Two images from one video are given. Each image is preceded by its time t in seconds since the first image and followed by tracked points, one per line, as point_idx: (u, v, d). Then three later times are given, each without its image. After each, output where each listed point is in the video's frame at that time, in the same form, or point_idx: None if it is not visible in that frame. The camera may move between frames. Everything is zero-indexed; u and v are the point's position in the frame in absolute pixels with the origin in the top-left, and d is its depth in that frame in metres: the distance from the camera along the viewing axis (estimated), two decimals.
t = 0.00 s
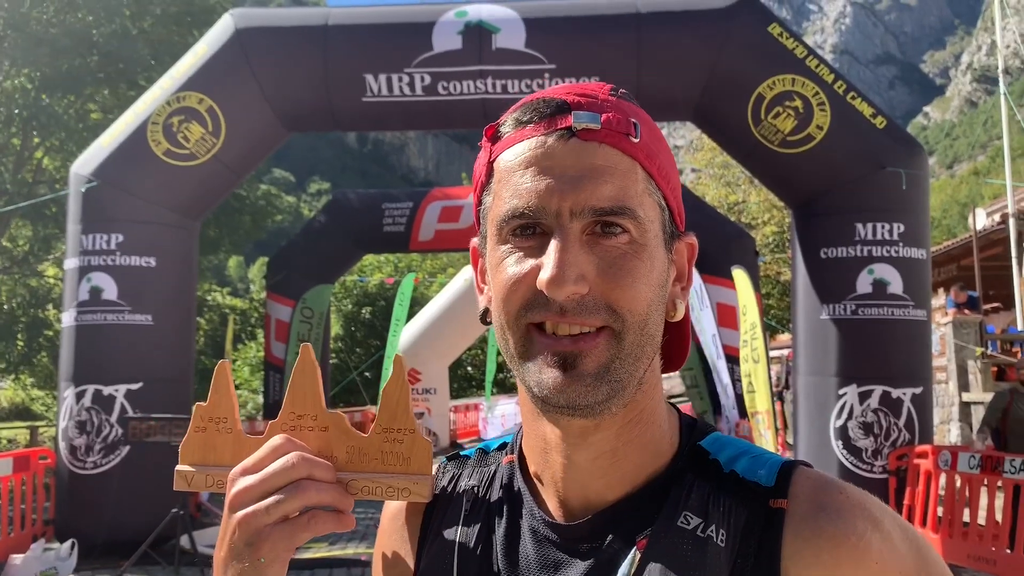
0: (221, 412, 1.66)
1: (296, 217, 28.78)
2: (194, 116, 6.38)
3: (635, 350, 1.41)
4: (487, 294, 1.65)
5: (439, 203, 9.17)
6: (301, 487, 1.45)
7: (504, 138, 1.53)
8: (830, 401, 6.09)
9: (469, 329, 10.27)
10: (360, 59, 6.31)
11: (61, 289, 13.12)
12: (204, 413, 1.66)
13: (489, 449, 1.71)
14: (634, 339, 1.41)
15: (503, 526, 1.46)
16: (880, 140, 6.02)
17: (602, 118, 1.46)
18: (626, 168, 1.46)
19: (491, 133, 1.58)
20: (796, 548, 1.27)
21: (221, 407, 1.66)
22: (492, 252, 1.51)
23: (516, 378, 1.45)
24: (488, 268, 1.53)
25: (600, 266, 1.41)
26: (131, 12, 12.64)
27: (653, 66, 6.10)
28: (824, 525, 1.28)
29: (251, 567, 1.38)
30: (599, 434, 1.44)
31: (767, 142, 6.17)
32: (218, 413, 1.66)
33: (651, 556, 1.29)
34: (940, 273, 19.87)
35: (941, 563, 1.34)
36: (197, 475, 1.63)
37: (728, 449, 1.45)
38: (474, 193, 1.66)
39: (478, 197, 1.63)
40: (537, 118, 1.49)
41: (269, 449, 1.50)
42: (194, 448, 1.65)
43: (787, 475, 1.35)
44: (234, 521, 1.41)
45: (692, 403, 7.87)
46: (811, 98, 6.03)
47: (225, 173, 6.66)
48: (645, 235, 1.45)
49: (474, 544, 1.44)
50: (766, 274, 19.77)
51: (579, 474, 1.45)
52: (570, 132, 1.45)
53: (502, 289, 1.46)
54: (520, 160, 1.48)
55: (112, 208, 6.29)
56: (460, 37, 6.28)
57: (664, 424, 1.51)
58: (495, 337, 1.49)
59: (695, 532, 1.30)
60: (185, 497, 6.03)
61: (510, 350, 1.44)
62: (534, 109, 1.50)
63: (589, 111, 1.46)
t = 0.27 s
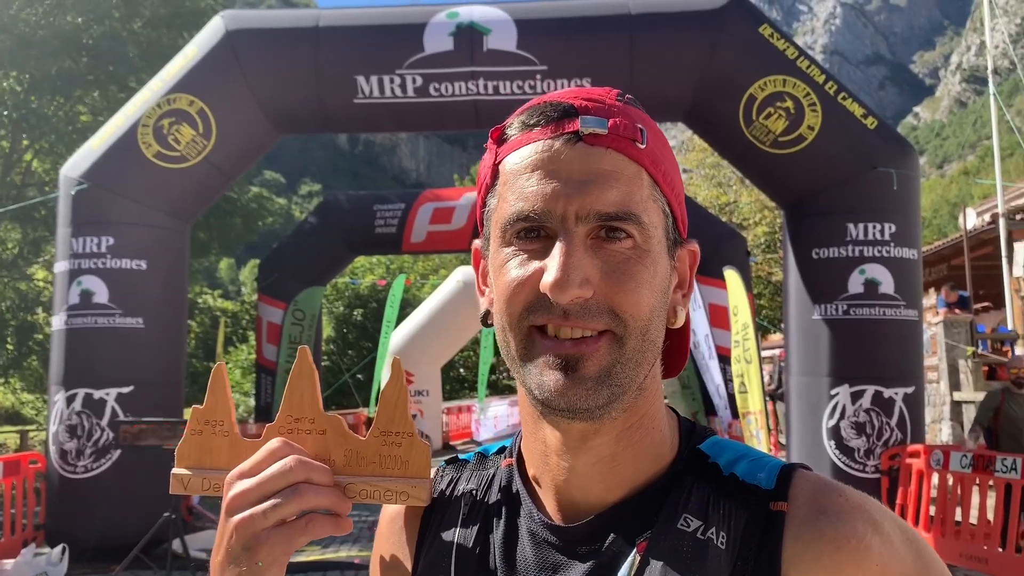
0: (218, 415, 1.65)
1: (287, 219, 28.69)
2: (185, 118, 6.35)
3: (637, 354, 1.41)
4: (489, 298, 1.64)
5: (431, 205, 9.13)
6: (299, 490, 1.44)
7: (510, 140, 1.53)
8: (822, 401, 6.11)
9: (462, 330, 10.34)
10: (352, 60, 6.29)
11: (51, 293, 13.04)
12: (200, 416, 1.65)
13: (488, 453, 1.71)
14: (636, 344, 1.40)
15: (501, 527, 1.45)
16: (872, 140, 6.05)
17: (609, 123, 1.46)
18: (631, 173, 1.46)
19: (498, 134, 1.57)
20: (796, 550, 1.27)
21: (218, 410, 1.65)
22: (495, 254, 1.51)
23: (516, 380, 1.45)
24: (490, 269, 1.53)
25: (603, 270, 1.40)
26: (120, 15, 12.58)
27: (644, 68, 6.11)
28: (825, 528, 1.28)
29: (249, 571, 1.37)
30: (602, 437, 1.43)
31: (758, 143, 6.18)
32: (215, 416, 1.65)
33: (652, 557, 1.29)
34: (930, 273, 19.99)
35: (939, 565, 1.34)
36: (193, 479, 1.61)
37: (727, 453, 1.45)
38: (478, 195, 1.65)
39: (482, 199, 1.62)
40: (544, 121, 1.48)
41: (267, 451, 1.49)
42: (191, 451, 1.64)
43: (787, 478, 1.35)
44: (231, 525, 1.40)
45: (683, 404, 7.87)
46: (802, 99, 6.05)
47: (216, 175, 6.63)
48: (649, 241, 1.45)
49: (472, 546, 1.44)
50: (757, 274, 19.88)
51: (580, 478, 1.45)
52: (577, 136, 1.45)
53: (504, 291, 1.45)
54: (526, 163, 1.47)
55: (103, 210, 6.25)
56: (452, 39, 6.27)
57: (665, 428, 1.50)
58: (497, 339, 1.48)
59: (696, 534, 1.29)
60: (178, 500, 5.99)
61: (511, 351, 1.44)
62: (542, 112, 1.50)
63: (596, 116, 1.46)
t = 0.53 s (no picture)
0: (206, 424, 1.64)
1: (277, 219, 28.60)
2: (174, 118, 6.32)
3: (636, 357, 1.42)
4: (486, 299, 1.65)
5: (421, 205, 9.12)
6: (290, 499, 1.44)
7: (510, 141, 1.53)
8: (812, 400, 6.14)
9: (450, 330, 10.34)
10: (342, 60, 6.27)
11: (39, 293, 12.96)
12: (189, 424, 1.65)
13: (482, 457, 1.71)
14: (635, 347, 1.41)
15: (496, 534, 1.46)
16: (861, 140, 6.08)
17: (610, 125, 1.46)
18: (632, 176, 1.46)
19: (497, 135, 1.57)
20: (793, 557, 1.28)
21: (207, 418, 1.65)
22: (494, 256, 1.51)
23: (515, 383, 1.45)
24: (489, 271, 1.53)
25: (603, 273, 1.41)
26: (109, 14, 12.52)
27: (634, 68, 6.12)
28: (822, 536, 1.29)
29: None
30: (600, 440, 1.43)
31: (748, 143, 6.20)
32: (203, 424, 1.65)
33: (648, 564, 1.30)
34: (919, 272, 20.13)
35: (933, 570, 1.36)
36: (183, 488, 1.62)
37: (723, 459, 1.46)
38: (476, 196, 1.66)
39: (481, 201, 1.62)
40: (544, 122, 1.49)
41: (258, 460, 1.49)
42: (180, 461, 1.64)
43: (783, 484, 1.36)
44: (223, 535, 1.40)
45: (675, 404, 7.88)
46: (791, 99, 6.07)
47: (206, 175, 6.60)
48: (649, 244, 1.46)
49: (466, 553, 1.45)
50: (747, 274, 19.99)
51: (578, 482, 1.45)
52: (578, 138, 1.46)
53: (503, 294, 1.46)
54: (526, 164, 1.48)
55: (92, 210, 6.23)
56: (442, 39, 6.26)
57: (662, 432, 1.51)
58: (495, 341, 1.49)
59: (691, 542, 1.30)
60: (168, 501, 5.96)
61: (510, 353, 1.44)
62: (542, 113, 1.50)
63: (598, 118, 1.47)
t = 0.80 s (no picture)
0: (202, 421, 1.64)
1: (266, 217, 28.52)
2: (162, 115, 6.28)
3: (632, 356, 1.42)
4: (482, 297, 1.65)
5: (411, 203, 9.13)
6: (287, 497, 1.44)
7: (507, 139, 1.53)
8: (802, 397, 6.18)
9: (440, 330, 10.34)
10: (332, 57, 6.25)
11: (27, 292, 12.87)
12: (184, 422, 1.64)
13: (478, 455, 1.71)
14: (631, 345, 1.41)
15: (493, 533, 1.46)
16: (850, 137, 6.11)
17: (607, 123, 1.47)
18: (629, 174, 1.47)
19: (494, 133, 1.58)
20: (788, 554, 1.29)
21: (203, 415, 1.64)
22: (490, 253, 1.51)
23: (511, 380, 1.45)
24: (485, 269, 1.53)
25: (599, 271, 1.41)
26: (97, 11, 12.43)
27: (624, 66, 6.12)
28: (816, 533, 1.30)
29: None
30: (597, 438, 1.44)
31: (738, 140, 6.22)
32: (199, 422, 1.64)
33: (645, 563, 1.30)
34: (908, 269, 20.26)
35: (927, 566, 1.37)
36: (179, 485, 1.61)
37: (718, 456, 1.47)
38: (473, 193, 1.66)
39: (477, 198, 1.62)
40: (541, 120, 1.49)
41: (254, 458, 1.49)
42: (175, 458, 1.63)
43: (779, 482, 1.37)
44: (219, 533, 1.40)
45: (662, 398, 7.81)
46: (780, 97, 6.09)
47: (195, 173, 6.57)
48: (645, 242, 1.46)
49: (463, 552, 1.45)
50: (736, 271, 20.09)
51: (574, 479, 1.46)
52: (575, 135, 1.46)
53: (499, 291, 1.46)
54: (524, 161, 1.48)
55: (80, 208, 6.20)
56: (432, 36, 6.24)
57: (657, 430, 1.52)
58: (491, 339, 1.49)
59: (687, 539, 1.31)
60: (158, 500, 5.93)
61: (506, 350, 1.44)
62: (539, 110, 1.51)
63: (595, 115, 1.47)
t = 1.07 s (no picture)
0: (191, 419, 1.62)
1: (254, 212, 28.38)
2: (149, 111, 6.22)
3: (626, 347, 1.42)
4: (474, 290, 1.64)
5: (399, 198, 9.12)
6: (277, 494, 1.42)
7: (500, 130, 1.52)
8: (789, 391, 6.21)
9: (431, 325, 10.45)
10: (319, 52, 6.20)
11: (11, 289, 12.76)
12: (173, 420, 1.62)
13: (470, 450, 1.71)
14: (625, 337, 1.41)
15: (486, 529, 1.46)
16: (837, 133, 6.13)
17: (601, 115, 1.46)
18: (622, 166, 1.46)
19: (487, 125, 1.57)
20: (782, 547, 1.29)
21: (192, 413, 1.63)
22: (483, 245, 1.50)
23: (504, 372, 1.45)
24: (478, 261, 1.52)
25: (593, 262, 1.41)
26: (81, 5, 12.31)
27: (613, 61, 6.12)
28: (809, 526, 1.30)
29: None
30: (591, 431, 1.43)
31: (726, 136, 6.23)
32: (188, 419, 1.63)
33: (639, 558, 1.30)
34: (894, 264, 20.40)
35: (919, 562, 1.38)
36: (168, 484, 1.60)
37: (711, 450, 1.47)
38: (465, 186, 1.65)
39: (470, 190, 1.61)
40: (535, 111, 1.49)
41: (244, 455, 1.47)
42: (164, 456, 1.62)
43: (772, 475, 1.37)
44: (209, 531, 1.39)
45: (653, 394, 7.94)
46: (768, 92, 6.10)
47: (182, 169, 6.51)
48: (639, 234, 1.46)
49: (457, 549, 1.44)
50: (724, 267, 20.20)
51: (567, 473, 1.45)
52: (568, 127, 1.45)
53: (492, 283, 1.45)
54: (517, 153, 1.47)
55: (66, 204, 6.14)
56: (420, 31, 6.20)
57: (650, 424, 1.52)
58: (484, 332, 1.48)
59: (681, 533, 1.31)
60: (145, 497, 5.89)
61: (499, 342, 1.44)
62: (533, 102, 1.50)
63: (589, 107, 1.46)
